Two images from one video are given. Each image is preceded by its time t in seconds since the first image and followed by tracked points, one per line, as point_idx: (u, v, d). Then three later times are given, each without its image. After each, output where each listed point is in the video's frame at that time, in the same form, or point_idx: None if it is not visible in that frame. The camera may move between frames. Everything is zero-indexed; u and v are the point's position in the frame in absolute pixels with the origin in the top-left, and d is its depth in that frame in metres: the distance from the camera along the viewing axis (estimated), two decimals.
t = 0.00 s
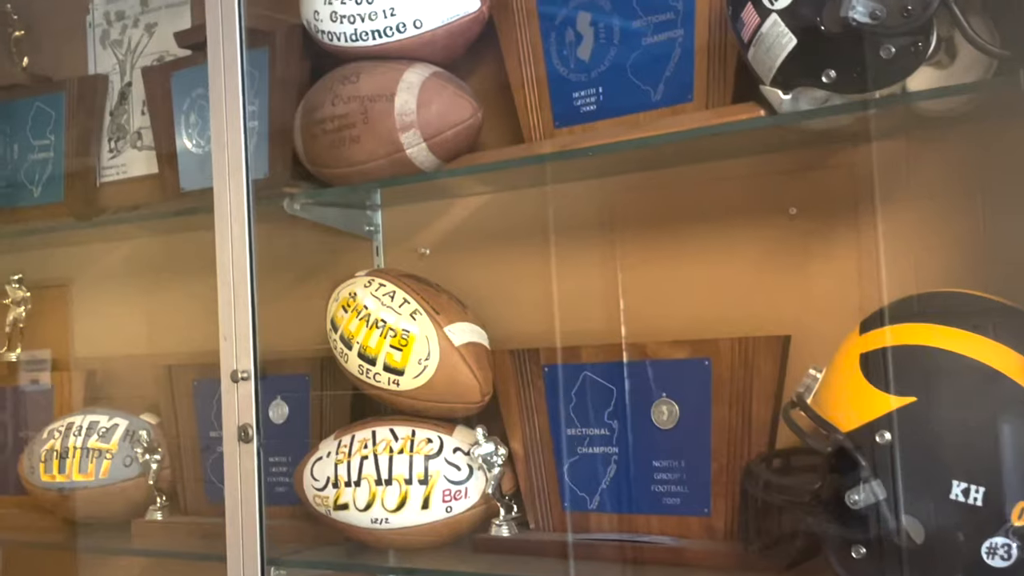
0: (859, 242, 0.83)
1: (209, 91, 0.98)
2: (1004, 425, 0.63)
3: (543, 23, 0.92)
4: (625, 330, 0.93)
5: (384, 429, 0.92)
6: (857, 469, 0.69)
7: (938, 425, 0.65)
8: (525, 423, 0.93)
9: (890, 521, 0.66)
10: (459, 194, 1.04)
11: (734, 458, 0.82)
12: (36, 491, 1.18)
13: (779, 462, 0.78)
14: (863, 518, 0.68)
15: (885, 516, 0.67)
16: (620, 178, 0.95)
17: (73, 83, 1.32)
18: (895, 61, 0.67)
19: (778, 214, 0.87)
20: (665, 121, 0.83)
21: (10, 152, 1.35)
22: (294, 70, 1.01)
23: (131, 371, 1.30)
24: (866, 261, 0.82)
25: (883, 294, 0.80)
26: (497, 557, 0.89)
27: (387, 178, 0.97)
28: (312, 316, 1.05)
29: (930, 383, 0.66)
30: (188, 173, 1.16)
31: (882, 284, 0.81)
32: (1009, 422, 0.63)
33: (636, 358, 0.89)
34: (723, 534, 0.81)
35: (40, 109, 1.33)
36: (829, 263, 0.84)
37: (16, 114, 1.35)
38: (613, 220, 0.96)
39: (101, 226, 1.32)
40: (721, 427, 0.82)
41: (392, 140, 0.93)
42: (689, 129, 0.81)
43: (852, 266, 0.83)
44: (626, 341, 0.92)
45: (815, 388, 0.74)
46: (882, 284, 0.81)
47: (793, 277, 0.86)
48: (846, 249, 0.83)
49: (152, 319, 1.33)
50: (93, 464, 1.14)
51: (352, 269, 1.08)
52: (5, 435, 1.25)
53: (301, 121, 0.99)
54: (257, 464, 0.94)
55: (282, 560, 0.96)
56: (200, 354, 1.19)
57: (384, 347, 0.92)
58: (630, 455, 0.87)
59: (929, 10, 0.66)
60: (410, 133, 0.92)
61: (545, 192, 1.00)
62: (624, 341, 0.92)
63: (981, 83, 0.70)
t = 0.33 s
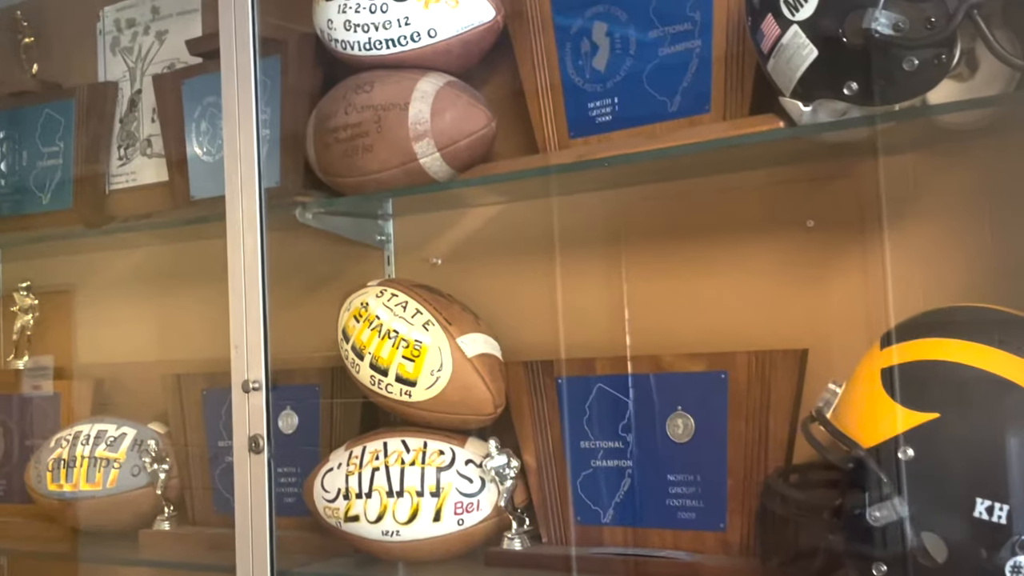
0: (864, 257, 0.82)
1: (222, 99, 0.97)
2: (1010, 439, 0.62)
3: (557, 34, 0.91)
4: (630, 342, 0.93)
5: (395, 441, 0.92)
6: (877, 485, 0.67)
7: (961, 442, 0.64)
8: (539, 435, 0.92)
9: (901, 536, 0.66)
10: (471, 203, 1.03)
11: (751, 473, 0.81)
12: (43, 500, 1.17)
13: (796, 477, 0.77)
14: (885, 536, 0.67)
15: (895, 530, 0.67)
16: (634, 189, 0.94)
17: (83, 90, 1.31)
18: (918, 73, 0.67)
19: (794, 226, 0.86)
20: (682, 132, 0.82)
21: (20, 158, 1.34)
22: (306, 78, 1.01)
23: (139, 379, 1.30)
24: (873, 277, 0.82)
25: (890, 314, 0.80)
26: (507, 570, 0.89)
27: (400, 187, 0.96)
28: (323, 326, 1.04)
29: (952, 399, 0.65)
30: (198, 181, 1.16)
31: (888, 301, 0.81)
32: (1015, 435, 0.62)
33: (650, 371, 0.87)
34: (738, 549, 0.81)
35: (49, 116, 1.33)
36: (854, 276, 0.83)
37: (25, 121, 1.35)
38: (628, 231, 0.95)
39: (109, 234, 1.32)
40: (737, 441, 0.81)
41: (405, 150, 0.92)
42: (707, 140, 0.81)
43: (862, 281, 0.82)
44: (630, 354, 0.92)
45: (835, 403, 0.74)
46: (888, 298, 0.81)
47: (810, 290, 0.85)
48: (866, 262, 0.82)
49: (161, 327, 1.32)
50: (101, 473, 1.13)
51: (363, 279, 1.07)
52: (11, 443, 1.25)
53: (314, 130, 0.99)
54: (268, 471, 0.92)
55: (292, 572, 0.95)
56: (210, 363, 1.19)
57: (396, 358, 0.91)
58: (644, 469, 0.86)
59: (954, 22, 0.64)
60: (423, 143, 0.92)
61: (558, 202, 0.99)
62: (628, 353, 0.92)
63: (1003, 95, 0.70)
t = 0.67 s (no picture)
0: (875, 266, 0.82)
1: (237, 102, 0.96)
2: (1019, 448, 0.63)
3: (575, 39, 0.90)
4: (636, 350, 0.92)
5: (410, 448, 0.91)
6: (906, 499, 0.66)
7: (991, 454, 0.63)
8: (555, 443, 0.90)
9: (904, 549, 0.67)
10: (486, 208, 1.02)
11: (772, 484, 0.79)
12: (51, 505, 1.16)
13: (819, 487, 0.75)
14: (912, 549, 0.66)
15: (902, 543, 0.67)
16: (651, 195, 0.93)
17: (93, 92, 1.31)
18: (947, 80, 0.66)
19: (816, 232, 0.85)
20: (703, 138, 0.81)
21: (28, 161, 1.34)
22: (320, 81, 1.00)
23: (146, 383, 1.29)
24: (880, 285, 0.81)
25: (897, 323, 0.80)
26: None
27: (414, 192, 0.95)
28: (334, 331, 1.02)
29: (982, 409, 0.64)
30: (208, 184, 1.15)
31: (896, 304, 0.80)
32: None
33: (670, 379, 0.86)
34: (759, 561, 0.79)
35: (59, 118, 1.32)
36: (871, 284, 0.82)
37: (35, 123, 1.34)
38: (645, 236, 0.94)
39: (118, 238, 1.30)
40: (759, 451, 0.80)
41: (421, 154, 0.91)
42: (728, 146, 0.80)
43: (873, 290, 0.81)
44: (634, 363, 0.91)
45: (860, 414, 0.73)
46: (895, 303, 0.80)
47: (832, 298, 0.83)
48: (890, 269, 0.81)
49: (169, 332, 1.31)
50: (109, 479, 1.12)
51: (375, 284, 1.06)
52: (19, 447, 1.24)
53: (328, 133, 0.98)
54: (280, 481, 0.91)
55: None
56: (221, 368, 1.18)
57: (411, 365, 0.90)
58: (663, 478, 0.85)
59: (985, 27, 0.64)
60: (439, 147, 0.91)
61: (574, 207, 0.98)
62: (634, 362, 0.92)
63: None
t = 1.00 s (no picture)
0: (878, 274, 0.82)
1: (252, 103, 0.95)
2: None
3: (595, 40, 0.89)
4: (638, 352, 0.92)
5: (424, 453, 0.90)
6: (939, 509, 0.66)
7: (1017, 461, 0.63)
8: (573, 450, 0.89)
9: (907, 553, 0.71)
10: (502, 211, 1.01)
11: (795, 493, 0.78)
12: (59, 509, 1.15)
13: (842, 497, 0.76)
14: (945, 560, 0.66)
15: (903, 548, 0.71)
16: (670, 199, 0.92)
17: (103, 91, 1.30)
18: (982, 83, 0.64)
19: (840, 238, 0.84)
20: (726, 140, 0.80)
21: (36, 161, 1.33)
22: (335, 82, 0.99)
23: (155, 386, 1.27)
24: (884, 295, 0.81)
25: (903, 326, 0.80)
26: None
27: (431, 195, 0.94)
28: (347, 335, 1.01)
29: (1012, 416, 0.64)
30: (221, 187, 1.14)
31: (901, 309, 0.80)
32: None
33: (690, 386, 0.84)
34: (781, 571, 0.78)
35: (68, 118, 1.31)
36: (876, 290, 0.82)
37: (43, 123, 1.33)
38: (664, 241, 0.92)
39: (127, 240, 1.29)
40: (781, 459, 0.79)
41: (438, 156, 0.90)
42: (751, 149, 0.78)
43: (873, 298, 0.82)
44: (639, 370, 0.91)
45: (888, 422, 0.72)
46: (902, 308, 0.80)
47: (856, 304, 0.82)
48: (919, 276, 0.80)
49: (178, 334, 1.30)
50: (118, 483, 1.11)
51: (389, 288, 1.05)
52: (25, 451, 1.24)
53: (343, 134, 0.97)
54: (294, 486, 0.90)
55: None
56: (232, 371, 1.17)
57: (427, 369, 0.89)
58: (683, 486, 0.83)
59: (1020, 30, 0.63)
60: (457, 149, 0.90)
61: (591, 210, 0.97)
62: (649, 366, 0.91)
63: None
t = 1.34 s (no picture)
0: (882, 280, 0.82)
1: (267, 100, 0.94)
2: None
3: (617, 41, 0.88)
4: (641, 356, 0.92)
5: (441, 457, 0.89)
6: (972, 516, 0.64)
7: None
8: (591, 454, 0.88)
9: (911, 555, 0.70)
10: (519, 213, 1.00)
11: (820, 498, 0.77)
12: (68, 511, 1.14)
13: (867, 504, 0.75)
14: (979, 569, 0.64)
15: (907, 550, 0.71)
16: (691, 200, 0.91)
17: (113, 90, 1.29)
18: (1018, 82, 0.63)
19: (865, 241, 0.83)
20: (751, 141, 0.79)
21: (46, 159, 1.32)
22: (350, 82, 0.98)
23: (164, 387, 1.26)
24: (890, 302, 0.81)
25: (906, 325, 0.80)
26: None
27: (448, 195, 0.93)
28: (361, 337, 1.00)
29: None
30: (233, 186, 1.13)
31: (906, 312, 0.80)
32: None
33: (713, 390, 0.83)
34: None
35: (77, 116, 1.30)
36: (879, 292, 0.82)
37: (52, 121, 1.32)
38: (684, 242, 0.91)
39: (137, 240, 1.28)
40: (805, 464, 0.78)
41: (456, 156, 0.89)
42: (777, 150, 0.78)
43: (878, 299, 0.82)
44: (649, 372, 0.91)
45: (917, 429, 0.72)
46: (906, 313, 0.80)
47: (881, 308, 0.81)
48: (947, 280, 0.79)
49: (186, 334, 1.29)
50: (127, 485, 1.10)
51: (404, 290, 1.04)
52: (32, 452, 1.23)
53: (359, 133, 0.96)
54: (309, 490, 0.89)
55: None
56: (244, 372, 1.16)
57: (443, 372, 0.88)
58: (704, 492, 0.82)
59: None
60: (475, 149, 0.89)
61: (610, 211, 0.96)
62: (670, 370, 0.90)
63: None
